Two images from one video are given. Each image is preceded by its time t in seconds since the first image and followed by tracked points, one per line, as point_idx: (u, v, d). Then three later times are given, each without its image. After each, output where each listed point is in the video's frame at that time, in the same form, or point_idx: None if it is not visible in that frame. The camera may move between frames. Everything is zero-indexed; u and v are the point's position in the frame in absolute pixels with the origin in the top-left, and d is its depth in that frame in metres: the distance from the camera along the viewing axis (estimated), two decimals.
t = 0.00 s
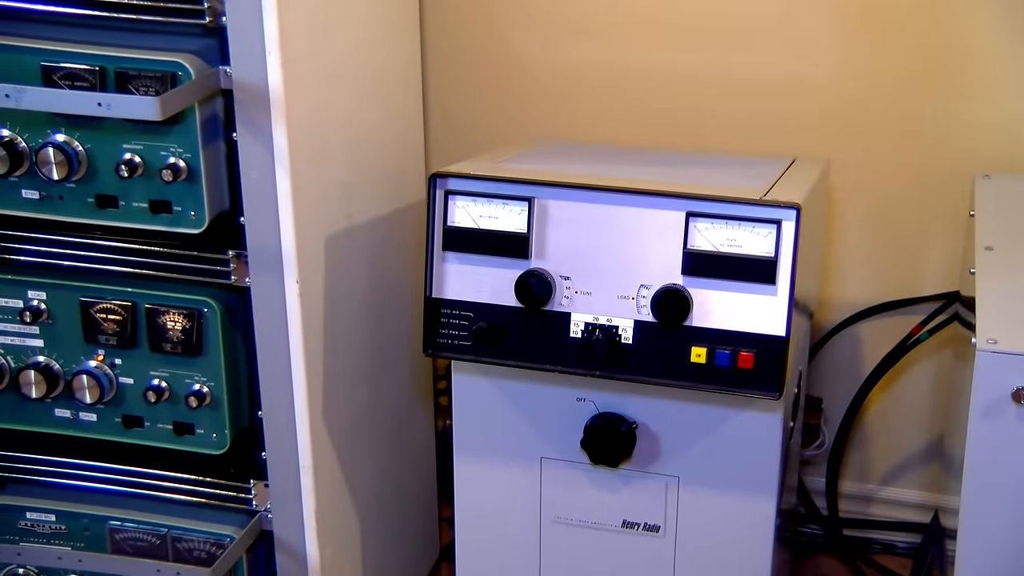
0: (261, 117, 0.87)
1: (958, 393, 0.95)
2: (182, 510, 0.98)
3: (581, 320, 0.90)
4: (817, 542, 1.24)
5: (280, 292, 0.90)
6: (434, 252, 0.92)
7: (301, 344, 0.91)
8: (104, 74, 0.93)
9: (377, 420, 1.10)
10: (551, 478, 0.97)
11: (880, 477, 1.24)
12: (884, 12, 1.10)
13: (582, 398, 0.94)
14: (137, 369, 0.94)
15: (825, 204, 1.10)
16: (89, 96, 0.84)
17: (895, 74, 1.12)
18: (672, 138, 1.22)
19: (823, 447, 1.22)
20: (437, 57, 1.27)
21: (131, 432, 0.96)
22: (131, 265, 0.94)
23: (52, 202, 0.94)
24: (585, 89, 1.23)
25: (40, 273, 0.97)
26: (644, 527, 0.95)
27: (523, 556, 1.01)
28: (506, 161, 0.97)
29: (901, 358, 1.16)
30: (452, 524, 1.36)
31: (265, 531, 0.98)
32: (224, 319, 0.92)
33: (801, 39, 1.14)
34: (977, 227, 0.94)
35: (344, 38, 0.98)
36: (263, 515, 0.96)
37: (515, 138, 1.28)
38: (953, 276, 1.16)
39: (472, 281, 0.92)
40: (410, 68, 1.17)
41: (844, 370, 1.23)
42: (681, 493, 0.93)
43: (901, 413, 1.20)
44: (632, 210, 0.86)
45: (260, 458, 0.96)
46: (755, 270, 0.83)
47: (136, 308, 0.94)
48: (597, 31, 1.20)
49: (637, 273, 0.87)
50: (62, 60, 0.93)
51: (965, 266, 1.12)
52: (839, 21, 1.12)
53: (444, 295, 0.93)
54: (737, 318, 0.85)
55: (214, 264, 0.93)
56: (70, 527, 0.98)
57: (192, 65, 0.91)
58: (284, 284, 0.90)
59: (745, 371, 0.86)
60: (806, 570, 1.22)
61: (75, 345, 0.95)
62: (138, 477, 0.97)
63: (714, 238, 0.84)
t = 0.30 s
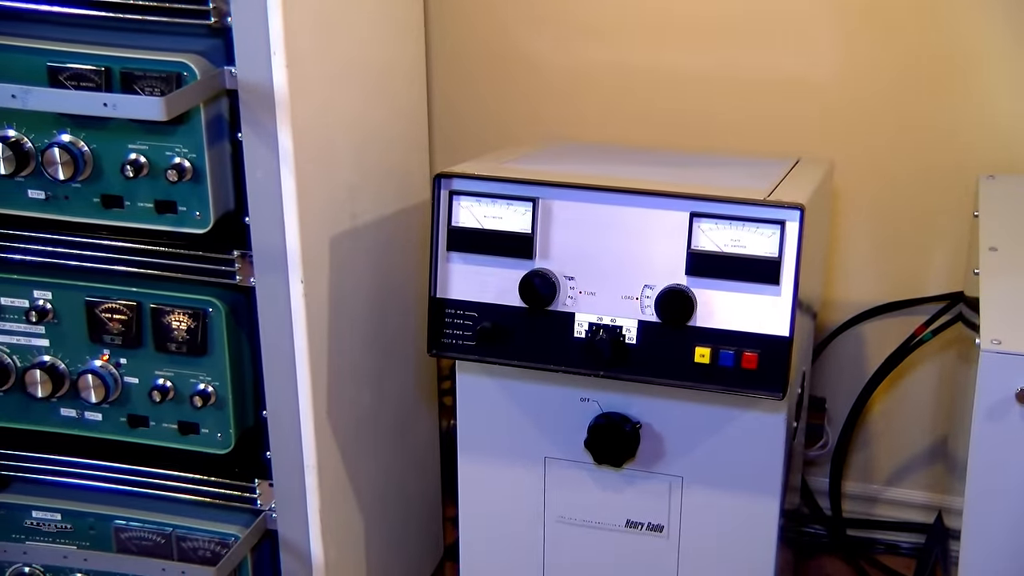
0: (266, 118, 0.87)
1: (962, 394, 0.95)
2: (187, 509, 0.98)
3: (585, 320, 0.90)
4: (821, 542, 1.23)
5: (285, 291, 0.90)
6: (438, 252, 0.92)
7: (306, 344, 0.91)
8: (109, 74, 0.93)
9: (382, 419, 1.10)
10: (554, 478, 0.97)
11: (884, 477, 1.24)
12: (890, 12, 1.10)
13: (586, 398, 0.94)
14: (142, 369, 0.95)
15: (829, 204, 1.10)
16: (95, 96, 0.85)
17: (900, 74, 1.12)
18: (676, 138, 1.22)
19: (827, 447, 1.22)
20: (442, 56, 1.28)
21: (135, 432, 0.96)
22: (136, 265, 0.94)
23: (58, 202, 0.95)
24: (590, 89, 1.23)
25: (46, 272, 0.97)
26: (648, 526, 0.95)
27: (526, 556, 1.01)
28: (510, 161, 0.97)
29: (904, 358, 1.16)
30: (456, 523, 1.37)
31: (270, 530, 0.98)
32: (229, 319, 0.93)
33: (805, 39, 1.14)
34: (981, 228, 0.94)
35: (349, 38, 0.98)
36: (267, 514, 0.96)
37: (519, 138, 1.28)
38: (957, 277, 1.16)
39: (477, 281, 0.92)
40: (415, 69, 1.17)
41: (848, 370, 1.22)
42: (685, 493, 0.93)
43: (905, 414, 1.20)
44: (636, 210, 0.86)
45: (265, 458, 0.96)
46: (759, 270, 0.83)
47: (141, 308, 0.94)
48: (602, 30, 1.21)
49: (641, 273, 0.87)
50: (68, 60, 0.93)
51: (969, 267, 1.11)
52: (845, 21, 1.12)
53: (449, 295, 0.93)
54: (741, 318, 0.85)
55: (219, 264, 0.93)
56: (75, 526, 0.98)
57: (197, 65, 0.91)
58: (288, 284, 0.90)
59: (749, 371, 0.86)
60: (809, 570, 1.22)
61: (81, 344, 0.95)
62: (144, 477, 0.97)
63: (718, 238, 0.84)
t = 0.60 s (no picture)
0: (286, 127, 0.92)
1: (947, 390, 1.00)
2: (211, 497, 1.03)
3: (588, 319, 0.95)
4: (810, 531, 1.28)
5: (305, 291, 0.96)
6: (449, 254, 0.98)
7: (325, 341, 0.96)
8: (138, 85, 0.97)
9: (396, 413, 1.15)
10: (559, 467, 1.02)
11: (873, 469, 1.29)
12: (885, 21, 1.14)
13: (589, 393, 0.99)
14: (169, 364, 1.00)
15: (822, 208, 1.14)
16: (123, 105, 0.90)
17: (894, 81, 1.16)
18: (677, 143, 1.26)
19: (816, 440, 1.27)
20: (452, 60, 1.32)
21: (163, 424, 1.01)
22: (164, 266, 1.00)
23: (88, 206, 0.99)
24: (595, 94, 1.28)
25: (76, 273, 1.02)
26: (647, 514, 1.01)
27: (532, 541, 1.06)
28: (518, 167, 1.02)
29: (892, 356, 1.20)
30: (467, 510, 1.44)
31: (290, 517, 1.03)
32: (251, 317, 0.98)
33: (804, 46, 1.18)
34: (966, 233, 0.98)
35: (366, 51, 1.03)
36: (288, 501, 1.01)
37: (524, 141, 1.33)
38: (944, 278, 1.21)
39: (486, 282, 0.97)
40: (427, 78, 1.22)
41: (838, 366, 1.28)
42: (682, 482, 0.99)
43: (892, 410, 1.25)
44: (637, 215, 0.91)
45: (285, 449, 1.02)
46: (753, 272, 0.88)
47: (167, 307, 0.99)
48: (608, 37, 1.25)
49: (641, 274, 0.92)
50: (98, 71, 0.97)
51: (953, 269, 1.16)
52: (842, 29, 1.16)
53: (460, 295, 0.98)
54: (735, 317, 0.90)
55: (242, 265, 0.99)
56: (107, 511, 1.03)
57: (220, 76, 0.95)
58: (308, 285, 0.96)
59: (743, 368, 0.91)
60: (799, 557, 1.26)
61: (110, 341, 1.01)
62: (170, 466, 1.03)
63: (714, 242, 0.90)
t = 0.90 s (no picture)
0: (345, 163, 1.19)
1: (853, 369, 1.27)
2: (287, 449, 1.34)
3: (578, 314, 1.24)
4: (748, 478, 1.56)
5: (357, 290, 1.23)
6: (471, 263, 1.27)
7: (374, 329, 1.25)
8: (233, 133, 1.25)
9: (429, 385, 1.45)
10: (555, 427, 1.31)
11: (797, 427, 1.57)
12: (822, 71, 1.46)
13: (578, 369, 1.28)
14: (256, 346, 1.31)
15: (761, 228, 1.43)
16: (222, 147, 1.16)
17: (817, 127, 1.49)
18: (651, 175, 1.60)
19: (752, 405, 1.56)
20: (473, 102, 1.65)
21: (252, 392, 1.32)
22: (251, 271, 1.28)
23: (195, 226, 1.28)
24: (592, 127, 1.60)
25: (182, 276, 1.31)
26: (622, 463, 1.29)
27: (534, 484, 1.35)
28: (525, 196, 1.31)
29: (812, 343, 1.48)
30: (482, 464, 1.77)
31: (347, 465, 1.32)
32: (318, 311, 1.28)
33: (759, 90, 1.49)
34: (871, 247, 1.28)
35: (409, 106, 1.33)
36: (345, 453, 1.31)
37: (528, 171, 1.67)
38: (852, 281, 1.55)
39: (500, 284, 1.26)
40: (454, 118, 1.52)
41: (769, 348, 1.60)
42: (651, 438, 1.27)
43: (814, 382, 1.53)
44: (615, 234, 1.20)
45: (344, 412, 1.31)
46: (703, 278, 1.16)
47: (255, 303, 1.29)
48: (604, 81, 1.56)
49: (619, 279, 1.21)
50: (204, 122, 1.25)
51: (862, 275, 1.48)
52: (788, 77, 1.47)
53: (479, 294, 1.27)
54: (690, 312, 1.19)
55: (311, 271, 1.27)
56: (211, 458, 1.36)
57: (296, 125, 1.21)
58: (361, 285, 1.23)
59: (697, 351, 1.19)
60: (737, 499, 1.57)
61: (211, 329, 1.31)
62: (256, 425, 1.34)
63: (676, 254, 1.17)
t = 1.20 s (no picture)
0: (389, 192, 1.52)
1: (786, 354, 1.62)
2: (342, 414, 1.75)
3: (570, 309, 1.56)
4: (700, 434, 2.19)
5: (399, 291, 1.58)
6: (486, 269, 1.61)
7: (411, 321, 1.61)
8: (303, 169, 1.59)
9: (453, 366, 1.83)
10: (552, 398, 1.66)
11: (738, 398, 2.16)
12: (764, 118, 1.87)
13: (569, 352, 1.62)
14: (319, 333, 1.69)
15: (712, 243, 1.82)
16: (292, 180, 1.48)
17: (754, 163, 1.91)
18: (628, 199, 2.03)
19: (704, 382, 2.15)
20: (489, 139, 2.08)
21: (316, 368, 1.71)
22: (316, 276, 1.64)
23: (274, 240, 1.65)
24: (582, 163, 2.03)
25: (263, 278, 1.70)
26: (603, 426, 1.64)
27: (535, 443, 1.71)
28: (529, 218, 1.66)
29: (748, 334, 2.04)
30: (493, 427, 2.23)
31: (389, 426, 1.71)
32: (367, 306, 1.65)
33: (715, 132, 1.91)
34: (800, 256, 1.64)
35: (439, 145, 1.67)
36: (388, 417, 1.69)
37: (532, 195, 2.10)
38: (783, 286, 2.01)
39: (509, 286, 1.60)
40: (474, 152, 1.89)
41: (718, 338, 2.12)
42: (626, 408, 1.61)
43: (748, 365, 2.12)
44: (599, 247, 1.52)
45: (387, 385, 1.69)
46: (667, 281, 1.48)
47: (319, 300, 1.66)
48: (594, 124, 1.98)
49: (602, 282, 1.54)
50: (281, 160, 1.60)
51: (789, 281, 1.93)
52: (738, 123, 1.89)
53: (492, 294, 1.62)
54: (657, 308, 1.50)
55: (362, 276, 1.62)
56: (284, 421, 1.80)
57: (353, 163, 1.55)
58: (400, 286, 1.58)
59: (663, 338, 1.51)
60: (694, 451, 2.17)
61: (285, 320, 1.70)
62: (319, 394, 1.73)
63: (646, 263, 1.49)
